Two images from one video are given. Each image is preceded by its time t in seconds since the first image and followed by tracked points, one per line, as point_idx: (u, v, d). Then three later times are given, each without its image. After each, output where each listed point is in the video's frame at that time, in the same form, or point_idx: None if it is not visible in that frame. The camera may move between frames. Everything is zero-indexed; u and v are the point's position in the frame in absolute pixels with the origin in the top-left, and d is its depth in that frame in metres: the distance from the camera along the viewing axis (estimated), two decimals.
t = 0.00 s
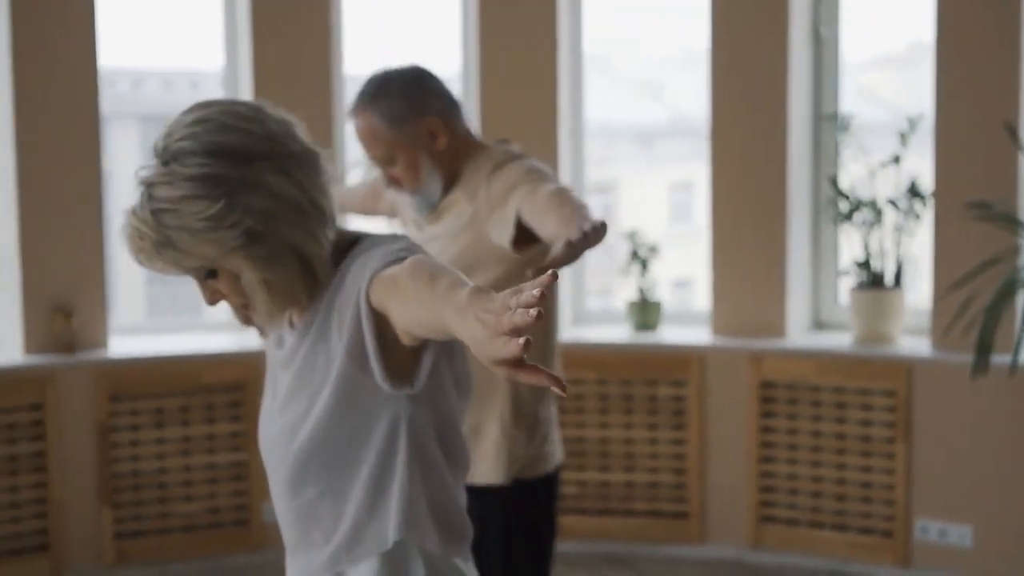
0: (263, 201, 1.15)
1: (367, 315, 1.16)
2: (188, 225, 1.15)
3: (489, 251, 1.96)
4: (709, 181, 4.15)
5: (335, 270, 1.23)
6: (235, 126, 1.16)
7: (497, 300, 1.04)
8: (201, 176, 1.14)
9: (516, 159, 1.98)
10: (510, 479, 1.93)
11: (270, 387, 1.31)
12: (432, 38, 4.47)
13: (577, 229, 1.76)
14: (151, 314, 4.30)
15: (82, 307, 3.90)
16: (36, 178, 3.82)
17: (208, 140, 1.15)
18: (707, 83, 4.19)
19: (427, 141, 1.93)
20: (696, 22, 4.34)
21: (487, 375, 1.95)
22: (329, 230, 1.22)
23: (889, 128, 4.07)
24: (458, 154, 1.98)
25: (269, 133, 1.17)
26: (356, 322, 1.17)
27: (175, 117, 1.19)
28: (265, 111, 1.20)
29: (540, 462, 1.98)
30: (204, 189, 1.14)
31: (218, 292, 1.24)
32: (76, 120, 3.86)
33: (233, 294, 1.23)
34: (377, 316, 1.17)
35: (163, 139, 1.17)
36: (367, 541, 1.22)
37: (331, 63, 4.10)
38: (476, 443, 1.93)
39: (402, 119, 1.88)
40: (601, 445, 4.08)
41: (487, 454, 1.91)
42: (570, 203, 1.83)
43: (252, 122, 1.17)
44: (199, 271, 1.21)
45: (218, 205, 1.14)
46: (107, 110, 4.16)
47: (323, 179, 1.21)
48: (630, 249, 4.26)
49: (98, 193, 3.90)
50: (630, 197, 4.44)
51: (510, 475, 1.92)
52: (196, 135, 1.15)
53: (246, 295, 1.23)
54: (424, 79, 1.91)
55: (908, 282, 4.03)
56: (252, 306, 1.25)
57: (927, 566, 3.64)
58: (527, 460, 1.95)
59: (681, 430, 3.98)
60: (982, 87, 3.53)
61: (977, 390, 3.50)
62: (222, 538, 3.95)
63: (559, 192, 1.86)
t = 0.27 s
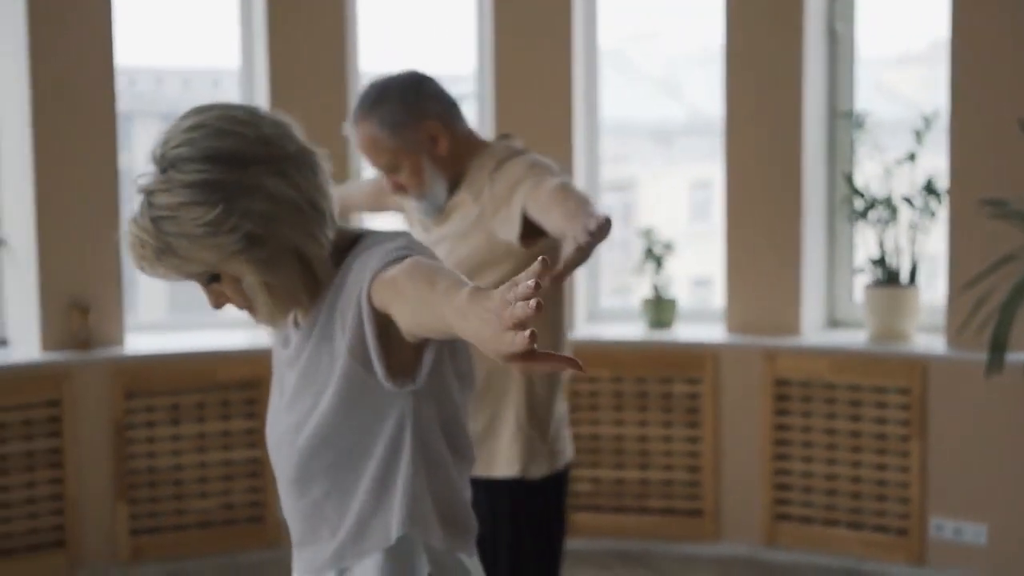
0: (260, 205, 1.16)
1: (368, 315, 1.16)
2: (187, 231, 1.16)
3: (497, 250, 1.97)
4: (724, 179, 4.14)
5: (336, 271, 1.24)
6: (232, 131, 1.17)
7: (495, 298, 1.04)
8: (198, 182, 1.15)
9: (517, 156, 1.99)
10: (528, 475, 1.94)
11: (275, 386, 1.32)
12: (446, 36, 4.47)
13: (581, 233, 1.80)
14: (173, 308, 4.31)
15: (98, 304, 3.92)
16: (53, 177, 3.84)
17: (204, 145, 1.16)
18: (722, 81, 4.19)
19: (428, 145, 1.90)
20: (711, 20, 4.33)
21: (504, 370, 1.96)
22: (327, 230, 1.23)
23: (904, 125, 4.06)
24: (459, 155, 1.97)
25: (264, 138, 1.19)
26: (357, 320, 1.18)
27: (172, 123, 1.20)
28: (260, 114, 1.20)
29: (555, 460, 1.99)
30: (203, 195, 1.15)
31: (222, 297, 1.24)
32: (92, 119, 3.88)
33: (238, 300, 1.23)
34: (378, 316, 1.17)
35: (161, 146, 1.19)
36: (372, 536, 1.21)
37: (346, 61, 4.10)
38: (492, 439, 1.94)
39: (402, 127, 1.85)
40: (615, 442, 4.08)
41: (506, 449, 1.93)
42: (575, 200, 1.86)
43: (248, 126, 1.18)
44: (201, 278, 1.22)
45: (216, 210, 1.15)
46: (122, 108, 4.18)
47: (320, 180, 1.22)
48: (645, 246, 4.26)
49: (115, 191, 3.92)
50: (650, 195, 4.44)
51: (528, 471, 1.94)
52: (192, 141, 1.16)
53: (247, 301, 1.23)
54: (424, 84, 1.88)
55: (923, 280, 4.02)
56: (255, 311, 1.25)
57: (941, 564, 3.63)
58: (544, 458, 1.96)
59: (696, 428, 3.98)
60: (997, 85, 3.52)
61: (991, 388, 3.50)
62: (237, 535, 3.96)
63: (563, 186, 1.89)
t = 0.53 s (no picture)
0: (259, 210, 1.13)
1: (369, 316, 1.14)
2: (185, 239, 1.13)
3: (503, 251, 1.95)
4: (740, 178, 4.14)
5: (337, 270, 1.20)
6: (227, 137, 1.14)
7: (492, 291, 1.04)
8: (195, 189, 1.12)
9: (519, 150, 1.94)
10: (541, 469, 1.96)
11: (280, 387, 1.28)
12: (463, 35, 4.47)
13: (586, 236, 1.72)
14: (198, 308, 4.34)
15: (116, 302, 3.94)
16: (73, 176, 3.86)
17: (200, 152, 1.13)
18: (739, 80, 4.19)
19: (429, 148, 1.85)
20: (728, 21, 4.34)
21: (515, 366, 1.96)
22: (326, 231, 1.18)
23: (922, 124, 4.05)
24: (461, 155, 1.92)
25: (260, 141, 1.15)
26: (359, 320, 1.15)
27: (167, 132, 1.17)
28: (257, 118, 1.17)
29: (566, 456, 2.00)
30: (200, 202, 1.12)
31: (226, 300, 1.21)
32: (111, 118, 3.90)
33: (241, 303, 1.20)
34: (378, 315, 1.15)
35: (157, 154, 1.15)
36: (378, 531, 1.19)
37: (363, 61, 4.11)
38: (505, 435, 1.95)
39: (403, 134, 1.80)
40: (631, 440, 4.07)
41: (518, 446, 1.95)
42: (578, 192, 1.80)
43: (244, 132, 1.15)
44: (202, 284, 1.18)
45: (214, 217, 1.12)
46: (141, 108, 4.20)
47: (319, 181, 1.18)
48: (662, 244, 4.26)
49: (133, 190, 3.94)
50: (673, 192, 4.44)
51: (541, 465, 1.96)
52: (188, 149, 1.13)
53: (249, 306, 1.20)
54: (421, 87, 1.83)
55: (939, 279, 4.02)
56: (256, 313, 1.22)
57: (957, 563, 3.62)
58: (556, 454, 1.97)
59: (712, 426, 3.98)
60: (1014, 86, 3.52)
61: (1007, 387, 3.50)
62: (254, 531, 3.98)
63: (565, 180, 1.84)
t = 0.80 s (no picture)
0: (258, 213, 1.09)
1: (370, 313, 1.12)
2: (185, 246, 1.09)
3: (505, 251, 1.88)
4: (755, 177, 4.14)
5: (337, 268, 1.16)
6: (222, 140, 1.09)
7: (488, 281, 1.01)
8: (192, 196, 1.08)
9: (518, 147, 1.87)
10: (553, 464, 1.86)
11: (283, 385, 1.26)
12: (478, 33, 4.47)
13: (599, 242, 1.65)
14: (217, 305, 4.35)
15: (131, 299, 3.96)
16: (91, 174, 3.88)
17: (196, 156, 1.09)
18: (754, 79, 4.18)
19: (429, 151, 1.79)
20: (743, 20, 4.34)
21: (525, 356, 1.87)
22: (325, 231, 1.14)
23: (938, 123, 4.04)
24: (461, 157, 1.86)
25: (256, 142, 1.11)
26: (360, 317, 1.13)
27: (161, 136, 1.12)
28: (252, 118, 1.12)
29: (579, 450, 1.90)
30: (197, 209, 1.08)
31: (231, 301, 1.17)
32: (128, 117, 3.91)
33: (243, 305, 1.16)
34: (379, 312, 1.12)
35: (151, 158, 1.11)
36: (380, 528, 1.17)
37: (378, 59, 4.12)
38: (513, 435, 1.86)
39: (403, 139, 1.74)
40: (646, 439, 4.06)
41: (528, 442, 1.85)
42: (583, 189, 1.74)
43: (239, 133, 1.11)
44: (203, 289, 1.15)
45: (212, 222, 1.08)
46: (157, 106, 4.22)
47: (317, 180, 1.13)
48: (678, 242, 4.26)
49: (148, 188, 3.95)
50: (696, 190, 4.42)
51: (553, 460, 1.86)
52: (183, 154, 1.09)
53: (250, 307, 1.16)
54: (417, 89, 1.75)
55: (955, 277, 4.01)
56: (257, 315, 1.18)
57: (973, 563, 3.62)
58: (568, 451, 1.88)
59: (728, 424, 3.98)
60: None
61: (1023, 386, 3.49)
62: (269, 527, 3.99)
63: (568, 175, 1.77)
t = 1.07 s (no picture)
0: (255, 215, 1.09)
1: (370, 311, 1.12)
2: (184, 249, 1.09)
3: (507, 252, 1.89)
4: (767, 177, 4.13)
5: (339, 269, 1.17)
6: (218, 142, 1.09)
7: (482, 280, 1.01)
8: (189, 198, 1.08)
9: (517, 146, 1.87)
10: (560, 461, 1.85)
11: (287, 385, 1.26)
12: (491, 32, 4.47)
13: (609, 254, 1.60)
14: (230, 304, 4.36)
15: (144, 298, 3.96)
16: (102, 172, 3.89)
17: (193, 158, 1.09)
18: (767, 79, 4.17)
19: (429, 155, 1.77)
20: (755, 20, 4.33)
21: (526, 355, 1.85)
22: (324, 232, 1.14)
23: (952, 122, 4.03)
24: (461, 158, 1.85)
25: (254, 143, 1.10)
26: (359, 315, 1.13)
27: (159, 139, 1.12)
28: (249, 120, 1.12)
29: (587, 446, 1.89)
30: (195, 212, 1.08)
31: (233, 302, 1.17)
32: (141, 116, 3.92)
33: (244, 306, 1.17)
34: (378, 311, 1.13)
35: (150, 161, 1.11)
36: (379, 525, 1.17)
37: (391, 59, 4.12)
38: (521, 434, 1.85)
39: (402, 146, 1.71)
40: (658, 438, 4.06)
41: (534, 439, 1.84)
42: (581, 188, 1.72)
43: (235, 135, 1.10)
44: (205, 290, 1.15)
45: (210, 224, 1.08)
46: (171, 106, 4.23)
47: (316, 180, 1.13)
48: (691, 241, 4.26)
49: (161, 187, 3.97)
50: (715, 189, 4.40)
51: (560, 457, 1.85)
52: (180, 157, 1.09)
53: (251, 309, 1.16)
54: (416, 94, 1.72)
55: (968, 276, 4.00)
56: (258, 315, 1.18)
57: (986, 563, 3.61)
58: (575, 445, 1.87)
59: (739, 423, 3.97)
60: None
61: None
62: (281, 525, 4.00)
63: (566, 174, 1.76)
